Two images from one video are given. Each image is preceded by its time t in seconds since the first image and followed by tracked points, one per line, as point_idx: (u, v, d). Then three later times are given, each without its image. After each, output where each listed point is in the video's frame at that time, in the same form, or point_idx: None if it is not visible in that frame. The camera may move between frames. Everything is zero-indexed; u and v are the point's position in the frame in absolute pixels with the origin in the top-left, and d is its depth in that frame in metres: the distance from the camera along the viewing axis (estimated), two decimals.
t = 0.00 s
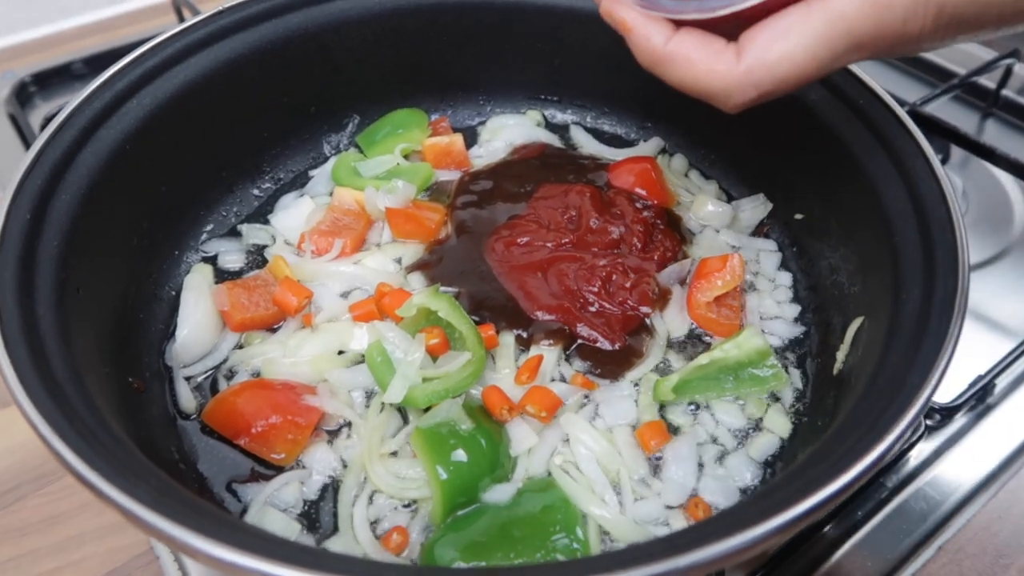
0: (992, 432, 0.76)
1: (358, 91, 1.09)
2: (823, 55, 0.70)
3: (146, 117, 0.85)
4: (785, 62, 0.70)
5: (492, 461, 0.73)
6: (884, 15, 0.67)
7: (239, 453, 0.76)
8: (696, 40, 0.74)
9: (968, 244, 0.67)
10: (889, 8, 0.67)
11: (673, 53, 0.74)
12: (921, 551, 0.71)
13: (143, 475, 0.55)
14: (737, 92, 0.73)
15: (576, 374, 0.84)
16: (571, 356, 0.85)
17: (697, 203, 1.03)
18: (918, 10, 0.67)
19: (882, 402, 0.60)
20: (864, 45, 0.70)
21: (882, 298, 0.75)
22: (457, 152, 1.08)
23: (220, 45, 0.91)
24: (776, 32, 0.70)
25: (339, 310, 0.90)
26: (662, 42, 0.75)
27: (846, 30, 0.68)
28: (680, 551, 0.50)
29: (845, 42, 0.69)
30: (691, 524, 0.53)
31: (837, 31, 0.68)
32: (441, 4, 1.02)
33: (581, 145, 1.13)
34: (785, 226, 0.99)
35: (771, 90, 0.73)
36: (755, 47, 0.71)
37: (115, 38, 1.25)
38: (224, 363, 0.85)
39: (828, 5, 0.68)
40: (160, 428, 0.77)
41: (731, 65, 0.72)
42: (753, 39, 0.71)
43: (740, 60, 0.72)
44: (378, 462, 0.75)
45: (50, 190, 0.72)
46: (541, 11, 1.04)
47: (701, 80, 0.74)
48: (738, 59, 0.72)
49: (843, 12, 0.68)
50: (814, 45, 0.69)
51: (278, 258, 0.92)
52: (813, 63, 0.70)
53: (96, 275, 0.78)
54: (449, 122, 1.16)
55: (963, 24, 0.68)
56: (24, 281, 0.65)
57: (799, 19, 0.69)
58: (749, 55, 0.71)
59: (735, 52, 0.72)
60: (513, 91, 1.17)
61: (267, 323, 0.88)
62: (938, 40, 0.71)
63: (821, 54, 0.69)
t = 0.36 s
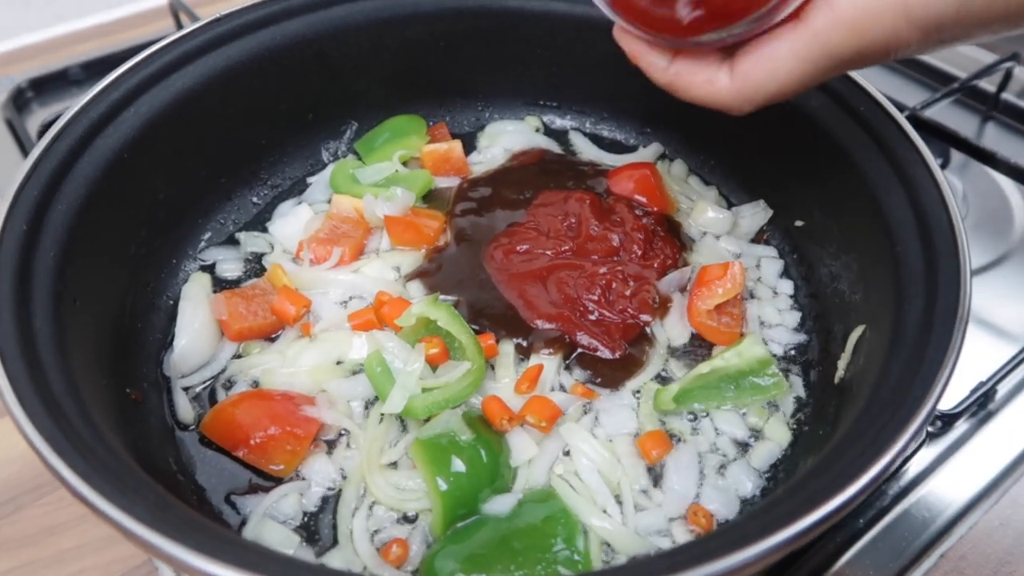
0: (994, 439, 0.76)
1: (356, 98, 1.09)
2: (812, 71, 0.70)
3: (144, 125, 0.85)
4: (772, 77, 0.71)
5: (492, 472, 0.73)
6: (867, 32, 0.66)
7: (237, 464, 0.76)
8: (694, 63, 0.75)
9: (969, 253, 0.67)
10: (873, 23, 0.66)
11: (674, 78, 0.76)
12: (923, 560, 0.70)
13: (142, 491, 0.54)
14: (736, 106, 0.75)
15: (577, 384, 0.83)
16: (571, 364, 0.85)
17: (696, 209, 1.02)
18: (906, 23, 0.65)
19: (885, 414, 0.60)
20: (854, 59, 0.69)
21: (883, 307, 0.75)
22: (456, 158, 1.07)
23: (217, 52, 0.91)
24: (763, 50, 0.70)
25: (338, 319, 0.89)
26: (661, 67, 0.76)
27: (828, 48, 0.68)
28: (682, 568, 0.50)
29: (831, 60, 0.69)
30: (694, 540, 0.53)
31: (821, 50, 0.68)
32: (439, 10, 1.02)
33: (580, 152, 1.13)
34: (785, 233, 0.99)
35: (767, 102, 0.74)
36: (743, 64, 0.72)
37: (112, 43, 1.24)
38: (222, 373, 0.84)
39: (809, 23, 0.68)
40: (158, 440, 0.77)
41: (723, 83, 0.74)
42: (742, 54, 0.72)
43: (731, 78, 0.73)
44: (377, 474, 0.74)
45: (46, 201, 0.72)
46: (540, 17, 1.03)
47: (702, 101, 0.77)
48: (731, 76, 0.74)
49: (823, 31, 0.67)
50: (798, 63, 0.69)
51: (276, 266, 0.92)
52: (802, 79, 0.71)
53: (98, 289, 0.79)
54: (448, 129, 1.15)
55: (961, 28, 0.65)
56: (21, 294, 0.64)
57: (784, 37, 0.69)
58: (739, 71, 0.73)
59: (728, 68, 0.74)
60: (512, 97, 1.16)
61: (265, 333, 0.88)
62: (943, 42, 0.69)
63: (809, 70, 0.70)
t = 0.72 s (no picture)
0: (1002, 444, 0.75)
1: (357, 101, 1.08)
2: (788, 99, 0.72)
3: (142, 130, 0.84)
4: (747, 107, 0.73)
5: (495, 481, 0.72)
6: (835, 55, 0.68)
7: (237, 474, 0.75)
8: (672, 104, 0.78)
9: (978, 259, 0.66)
10: (838, 45, 0.67)
11: (652, 120, 0.79)
12: (931, 567, 0.69)
13: (140, 504, 0.54)
14: (716, 140, 0.77)
15: (583, 394, 0.82)
16: (580, 376, 0.84)
17: (703, 211, 1.02)
18: (872, 41, 0.66)
19: (895, 425, 0.59)
20: (828, 79, 0.70)
21: (890, 314, 0.74)
22: (456, 162, 1.07)
23: (214, 57, 0.90)
24: (734, 82, 0.73)
25: (338, 325, 0.89)
26: (638, 109, 0.79)
27: (799, 74, 0.69)
28: None
29: (805, 83, 0.70)
30: (704, 555, 0.52)
31: (791, 76, 0.70)
32: (440, 12, 1.01)
33: (584, 151, 1.12)
34: (791, 236, 0.99)
35: (748, 130, 0.76)
36: (720, 95, 0.74)
37: (110, 46, 1.23)
38: (222, 381, 0.83)
39: (777, 49, 0.69)
40: (156, 449, 0.76)
41: (703, 115, 0.76)
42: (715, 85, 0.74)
43: (707, 111, 0.76)
44: (379, 483, 0.74)
45: (43, 209, 0.71)
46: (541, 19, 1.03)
47: (684, 140, 0.79)
48: (705, 110, 0.76)
49: (791, 57, 0.69)
50: (772, 92, 0.71)
51: (275, 273, 0.91)
52: (780, 105, 0.72)
53: (104, 304, 0.80)
54: (449, 132, 1.14)
55: (935, 41, 0.66)
56: (17, 303, 0.64)
57: (755, 68, 0.71)
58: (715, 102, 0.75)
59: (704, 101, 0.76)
60: (513, 100, 1.16)
61: (265, 340, 0.87)
62: (929, 56, 0.69)
63: (784, 96, 0.71)
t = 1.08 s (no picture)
0: (1004, 449, 0.74)
1: (357, 104, 1.08)
2: (778, 99, 0.73)
3: (139, 134, 0.83)
4: (738, 106, 0.75)
5: (495, 488, 0.71)
6: (820, 61, 0.68)
7: (235, 480, 0.75)
8: (671, 101, 0.80)
9: (982, 265, 0.66)
10: (822, 51, 0.67)
11: (652, 115, 0.81)
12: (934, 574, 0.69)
13: (135, 512, 0.53)
14: (713, 133, 0.79)
15: (584, 400, 0.82)
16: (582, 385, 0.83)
17: (705, 215, 1.01)
18: (855, 49, 0.66)
19: (898, 433, 0.59)
20: (816, 81, 0.70)
21: (893, 319, 0.74)
22: (456, 165, 1.06)
23: (213, 60, 0.89)
24: (730, 81, 0.74)
25: (338, 330, 0.88)
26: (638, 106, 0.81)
27: (785, 78, 0.70)
28: None
29: (793, 86, 0.71)
30: (707, 564, 0.52)
31: (779, 79, 0.71)
32: (440, 14, 1.00)
33: (586, 153, 1.12)
34: (793, 240, 0.98)
35: (743, 125, 0.77)
36: (717, 91, 0.76)
37: (109, 47, 1.23)
38: (220, 387, 0.83)
39: (766, 53, 0.70)
40: (154, 455, 0.75)
41: (699, 110, 0.78)
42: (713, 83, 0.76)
43: (704, 107, 0.78)
44: (379, 490, 0.73)
45: (40, 214, 0.70)
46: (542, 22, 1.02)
47: (680, 132, 0.81)
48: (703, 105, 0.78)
49: (779, 61, 0.70)
50: (761, 92, 0.72)
51: (275, 277, 0.91)
52: (772, 104, 0.74)
53: (102, 307, 0.79)
54: (449, 135, 1.14)
55: (926, 45, 0.63)
56: (13, 310, 0.63)
57: (745, 70, 0.72)
58: (710, 100, 0.77)
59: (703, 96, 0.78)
60: (513, 103, 1.15)
61: (264, 345, 0.86)
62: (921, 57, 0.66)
63: (773, 97, 0.73)
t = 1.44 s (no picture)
0: (999, 447, 0.74)
1: (354, 102, 1.07)
2: (755, 100, 0.73)
3: (135, 132, 0.83)
4: (716, 109, 0.74)
5: (491, 485, 0.71)
6: (799, 57, 0.69)
7: (231, 477, 0.75)
8: (647, 106, 0.80)
9: (977, 263, 0.66)
10: (802, 47, 0.69)
11: (627, 123, 0.81)
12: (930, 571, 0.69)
13: (130, 509, 0.53)
14: (689, 141, 0.79)
15: (582, 399, 0.82)
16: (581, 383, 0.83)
17: (703, 213, 1.01)
18: (834, 44, 0.68)
19: (892, 431, 0.59)
20: (794, 79, 0.72)
21: (888, 317, 0.74)
22: (454, 163, 1.06)
23: (209, 58, 0.89)
24: (704, 82, 0.74)
25: (334, 328, 0.88)
26: (613, 114, 0.81)
27: (765, 77, 0.71)
28: None
29: (772, 86, 0.72)
30: (703, 560, 0.52)
31: (759, 80, 0.71)
32: (436, 13, 1.00)
33: (584, 151, 1.12)
34: (789, 239, 0.98)
35: (720, 130, 0.77)
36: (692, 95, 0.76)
37: (106, 45, 1.22)
38: (216, 384, 0.83)
39: (744, 53, 0.71)
40: (150, 453, 0.75)
41: (675, 115, 0.78)
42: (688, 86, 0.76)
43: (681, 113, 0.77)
44: (374, 488, 0.73)
45: (35, 212, 0.70)
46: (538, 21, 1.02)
47: (657, 141, 0.81)
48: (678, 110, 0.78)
49: (758, 60, 0.70)
50: (741, 92, 0.73)
51: (271, 275, 0.91)
52: (749, 104, 0.74)
53: (98, 307, 0.79)
54: (446, 133, 1.14)
55: (901, 40, 0.66)
56: (8, 308, 0.63)
57: (722, 71, 0.73)
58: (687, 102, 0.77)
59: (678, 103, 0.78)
60: (510, 101, 1.15)
61: (261, 342, 0.86)
62: (893, 60, 0.69)
63: (752, 99, 0.73)
